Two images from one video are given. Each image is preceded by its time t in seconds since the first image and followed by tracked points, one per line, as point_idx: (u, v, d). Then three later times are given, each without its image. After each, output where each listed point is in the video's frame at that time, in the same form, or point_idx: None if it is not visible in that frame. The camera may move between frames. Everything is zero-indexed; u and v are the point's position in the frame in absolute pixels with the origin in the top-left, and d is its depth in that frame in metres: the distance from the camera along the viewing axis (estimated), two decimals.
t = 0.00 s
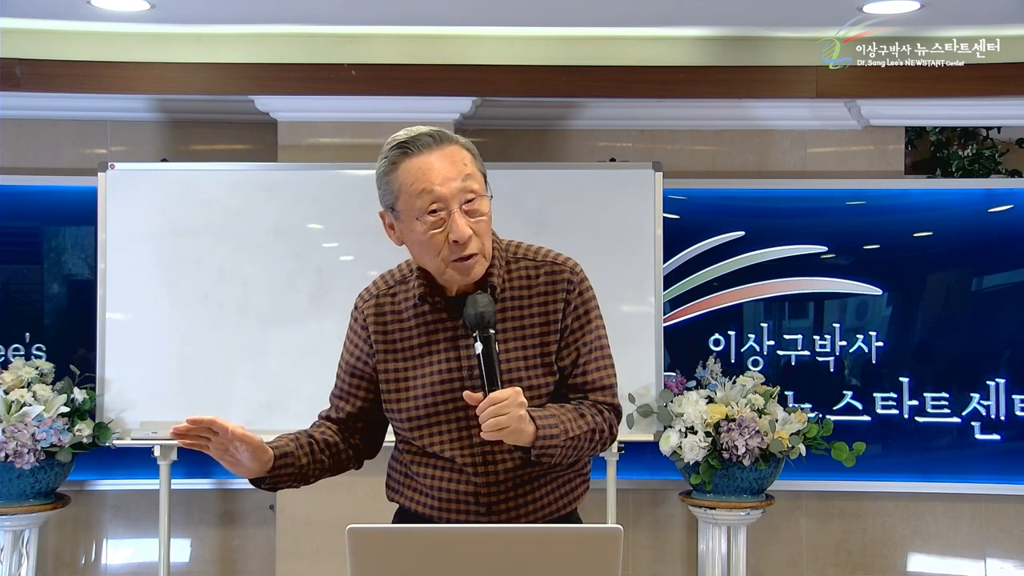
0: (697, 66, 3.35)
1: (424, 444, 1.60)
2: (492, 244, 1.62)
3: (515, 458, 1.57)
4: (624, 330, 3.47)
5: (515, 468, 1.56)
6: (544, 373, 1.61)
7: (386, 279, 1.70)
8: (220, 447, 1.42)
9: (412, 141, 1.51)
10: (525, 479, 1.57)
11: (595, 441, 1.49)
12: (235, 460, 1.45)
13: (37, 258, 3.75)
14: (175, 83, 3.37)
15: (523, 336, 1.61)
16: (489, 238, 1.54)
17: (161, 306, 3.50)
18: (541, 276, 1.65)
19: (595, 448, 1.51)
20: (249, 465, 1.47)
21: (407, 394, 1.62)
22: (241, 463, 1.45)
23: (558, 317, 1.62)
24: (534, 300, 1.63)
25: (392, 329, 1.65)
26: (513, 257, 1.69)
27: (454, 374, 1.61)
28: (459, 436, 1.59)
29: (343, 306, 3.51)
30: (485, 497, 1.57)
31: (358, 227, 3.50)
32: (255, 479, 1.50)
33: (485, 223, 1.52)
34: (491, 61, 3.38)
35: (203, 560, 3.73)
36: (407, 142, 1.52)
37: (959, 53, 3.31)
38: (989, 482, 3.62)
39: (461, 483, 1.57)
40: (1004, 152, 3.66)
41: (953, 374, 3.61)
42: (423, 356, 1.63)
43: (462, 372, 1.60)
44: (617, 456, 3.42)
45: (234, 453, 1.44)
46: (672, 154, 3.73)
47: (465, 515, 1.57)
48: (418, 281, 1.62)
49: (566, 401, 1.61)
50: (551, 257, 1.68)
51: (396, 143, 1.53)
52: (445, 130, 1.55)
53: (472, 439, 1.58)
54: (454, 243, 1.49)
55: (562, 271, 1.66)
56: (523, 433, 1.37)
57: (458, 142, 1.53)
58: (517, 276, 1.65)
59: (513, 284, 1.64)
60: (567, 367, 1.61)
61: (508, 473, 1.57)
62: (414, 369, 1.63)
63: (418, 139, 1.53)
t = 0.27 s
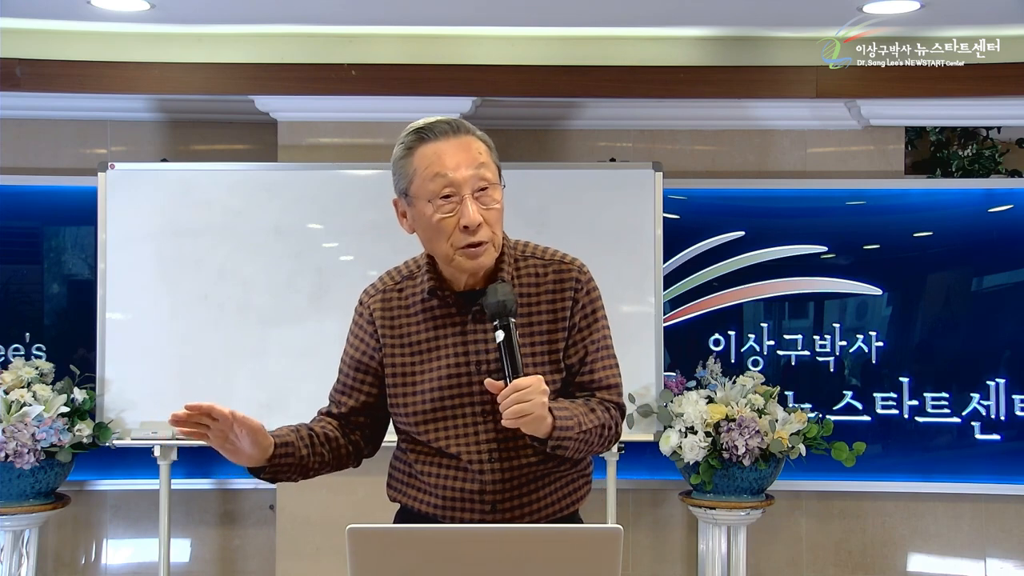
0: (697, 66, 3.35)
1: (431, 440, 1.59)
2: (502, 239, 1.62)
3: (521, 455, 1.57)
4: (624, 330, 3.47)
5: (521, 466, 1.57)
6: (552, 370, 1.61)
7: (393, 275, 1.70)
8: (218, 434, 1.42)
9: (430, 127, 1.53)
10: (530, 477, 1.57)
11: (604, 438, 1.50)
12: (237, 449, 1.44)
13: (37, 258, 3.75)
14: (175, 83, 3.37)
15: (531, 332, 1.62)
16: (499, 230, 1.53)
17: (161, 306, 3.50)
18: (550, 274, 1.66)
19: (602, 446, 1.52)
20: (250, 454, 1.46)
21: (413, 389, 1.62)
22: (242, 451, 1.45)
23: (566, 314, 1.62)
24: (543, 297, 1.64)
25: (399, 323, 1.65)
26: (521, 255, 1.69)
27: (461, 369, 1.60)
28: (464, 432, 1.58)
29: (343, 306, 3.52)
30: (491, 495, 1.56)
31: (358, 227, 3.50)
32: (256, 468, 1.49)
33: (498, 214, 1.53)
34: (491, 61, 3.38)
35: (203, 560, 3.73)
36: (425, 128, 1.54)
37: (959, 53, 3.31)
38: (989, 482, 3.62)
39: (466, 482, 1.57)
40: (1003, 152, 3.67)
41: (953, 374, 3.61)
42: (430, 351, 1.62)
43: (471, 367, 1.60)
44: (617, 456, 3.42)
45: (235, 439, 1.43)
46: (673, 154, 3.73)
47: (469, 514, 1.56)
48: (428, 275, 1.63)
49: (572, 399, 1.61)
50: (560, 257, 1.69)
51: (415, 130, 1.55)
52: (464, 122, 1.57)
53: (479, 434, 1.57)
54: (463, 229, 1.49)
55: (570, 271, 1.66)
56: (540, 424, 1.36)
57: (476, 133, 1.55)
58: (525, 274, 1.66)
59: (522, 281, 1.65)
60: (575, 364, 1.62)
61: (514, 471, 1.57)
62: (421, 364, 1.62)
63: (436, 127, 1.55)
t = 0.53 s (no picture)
0: (697, 66, 3.35)
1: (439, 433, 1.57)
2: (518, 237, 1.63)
3: (528, 454, 1.57)
4: (624, 330, 3.47)
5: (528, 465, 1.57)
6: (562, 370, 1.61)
7: (407, 267, 1.70)
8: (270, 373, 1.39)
9: (461, 114, 1.54)
10: (535, 477, 1.57)
11: (613, 439, 1.50)
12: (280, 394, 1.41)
13: (36, 258, 3.75)
14: (175, 83, 3.37)
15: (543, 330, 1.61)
16: (517, 223, 1.53)
17: (161, 306, 3.50)
18: (562, 277, 1.66)
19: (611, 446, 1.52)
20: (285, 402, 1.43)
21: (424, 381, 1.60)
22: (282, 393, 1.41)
23: (579, 315, 1.63)
24: (556, 297, 1.63)
25: (412, 313, 1.64)
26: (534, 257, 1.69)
27: (472, 363, 1.60)
28: (474, 425, 1.57)
29: (344, 306, 3.51)
30: (495, 492, 1.56)
31: (358, 227, 3.50)
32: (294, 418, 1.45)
33: (516, 206, 1.52)
34: (491, 61, 3.38)
35: (203, 560, 3.73)
36: (457, 114, 1.55)
37: (959, 53, 3.31)
38: (989, 482, 3.61)
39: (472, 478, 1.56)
40: (1003, 152, 3.67)
41: (953, 374, 3.61)
42: (443, 343, 1.62)
43: (482, 361, 1.60)
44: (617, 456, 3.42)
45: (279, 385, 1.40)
46: (672, 154, 3.73)
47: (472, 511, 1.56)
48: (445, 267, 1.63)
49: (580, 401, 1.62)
50: (572, 260, 1.70)
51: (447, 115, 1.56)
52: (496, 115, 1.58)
53: (489, 429, 1.57)
54: (481, 213, 1.49)
55: (582, 275, 1.66)
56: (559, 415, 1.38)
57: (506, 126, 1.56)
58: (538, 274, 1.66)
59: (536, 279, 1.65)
60: (585, 365, 1.62)
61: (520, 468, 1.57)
62: (433, 357, 1.61)
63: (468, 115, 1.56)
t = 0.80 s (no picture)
0: (697, 66, 3.35)
1: (452, 431, 1.55)
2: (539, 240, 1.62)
3: (539, 455, 1.57)
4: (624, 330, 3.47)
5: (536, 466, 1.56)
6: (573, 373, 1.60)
7: (423, 261, 1.68)
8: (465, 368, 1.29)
9: (495, 115, 1.50)
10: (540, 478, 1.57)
11: (620, 445, 1.51)
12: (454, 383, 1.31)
13: (37, 258, 3.75)
14: (175, 83, 3.37)
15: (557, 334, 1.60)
16: (537, 234, 1.51)
17: (161, 306, 3.50)
18: (578, 282, 1.65)
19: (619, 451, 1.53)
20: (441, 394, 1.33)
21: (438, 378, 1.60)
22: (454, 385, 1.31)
23: (592, 321, 1.62)
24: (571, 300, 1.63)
25: (428, 308, 1.62)
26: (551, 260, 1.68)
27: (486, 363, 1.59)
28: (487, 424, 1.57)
29: (344, 306, 3.51)
30: (504, 492, 1.55)
31: (358, 227, 3.50)
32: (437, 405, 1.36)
33: (539, 217, 1.50)
34: (491, 61, 3.38)
35: (203, 560, 3.73)
36: (491, 116, 1.50)
37: (959, 53, 3.31)
38: (989, 482, 3.61)
39: (482, 476, 1.55)
40: (1004, 152, 3.67)
41: (953, 374, 3.61)
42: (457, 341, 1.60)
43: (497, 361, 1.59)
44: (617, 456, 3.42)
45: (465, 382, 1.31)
46: (672, 154, 3.73)
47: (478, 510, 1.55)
48: (466, 264, 1.61)
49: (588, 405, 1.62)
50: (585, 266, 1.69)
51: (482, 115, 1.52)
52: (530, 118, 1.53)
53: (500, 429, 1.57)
54: (501, 222, 1.47)
55: (596, 280, 1.66)
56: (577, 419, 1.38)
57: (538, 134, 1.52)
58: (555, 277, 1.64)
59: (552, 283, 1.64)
60: (596, 370, 1.62)
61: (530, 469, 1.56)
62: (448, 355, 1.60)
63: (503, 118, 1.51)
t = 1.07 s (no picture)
0: (697, 66, 3.35)
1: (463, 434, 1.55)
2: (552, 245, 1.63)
3: (549, 458, 1.56)
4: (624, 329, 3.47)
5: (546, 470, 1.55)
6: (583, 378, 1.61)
7: (433, 262, 1.67)
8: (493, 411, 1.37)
9: (515, 123, 1.48)
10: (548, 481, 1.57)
11: (626, 452, 1.53)
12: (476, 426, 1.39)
13: (36, 258, 3.75)
14: (175, 83, 3.37)
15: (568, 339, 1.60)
16: (554, 242, 1.51)
17: (161, 306, 3.50)
18: (589, 286, 1.65)
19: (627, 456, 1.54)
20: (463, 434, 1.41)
21: (447, 382, 1.59)
22: (478, 428, 1.39)
23: (603, 327, 1.62)
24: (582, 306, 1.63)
25: (438, 310, 1.61)
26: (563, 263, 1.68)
27: (497, 366, 1.59)
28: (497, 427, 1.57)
29: (345, 307, 3.51)
30: (513, 494, 1.55)
31: (358, 227, 3.50)
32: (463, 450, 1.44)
33: (556, 227, 1.50)
34: (491, 61, 3.38)
35: (203, 560, 3.73)
36: (511, 123, 1.48)
37: (959, 53, 3.31)
38: (989, 482, 3.61)
39: (492, 478, 1.55)
40: (1004, 152, 3.66)
41: (953, 374, 3.61)
42: (468, 344, 1.61)
43: (508, 365, 1.60)
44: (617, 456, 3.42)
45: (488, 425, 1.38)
46: (672, 154, 3.73)
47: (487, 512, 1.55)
48: (478, 268, 1.62)
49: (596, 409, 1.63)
50: (596, 270, 1.69)
51: (501, 122, 1.50)
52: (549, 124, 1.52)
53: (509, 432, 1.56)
54: (518, 233, 1.48)
55: (608, 285, 1.66)
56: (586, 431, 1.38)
57: (558, 141, 1.51)
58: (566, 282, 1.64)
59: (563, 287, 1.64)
60: (605, 376, 1.63)
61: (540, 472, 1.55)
62: (457, 358, 1.60)
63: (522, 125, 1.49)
